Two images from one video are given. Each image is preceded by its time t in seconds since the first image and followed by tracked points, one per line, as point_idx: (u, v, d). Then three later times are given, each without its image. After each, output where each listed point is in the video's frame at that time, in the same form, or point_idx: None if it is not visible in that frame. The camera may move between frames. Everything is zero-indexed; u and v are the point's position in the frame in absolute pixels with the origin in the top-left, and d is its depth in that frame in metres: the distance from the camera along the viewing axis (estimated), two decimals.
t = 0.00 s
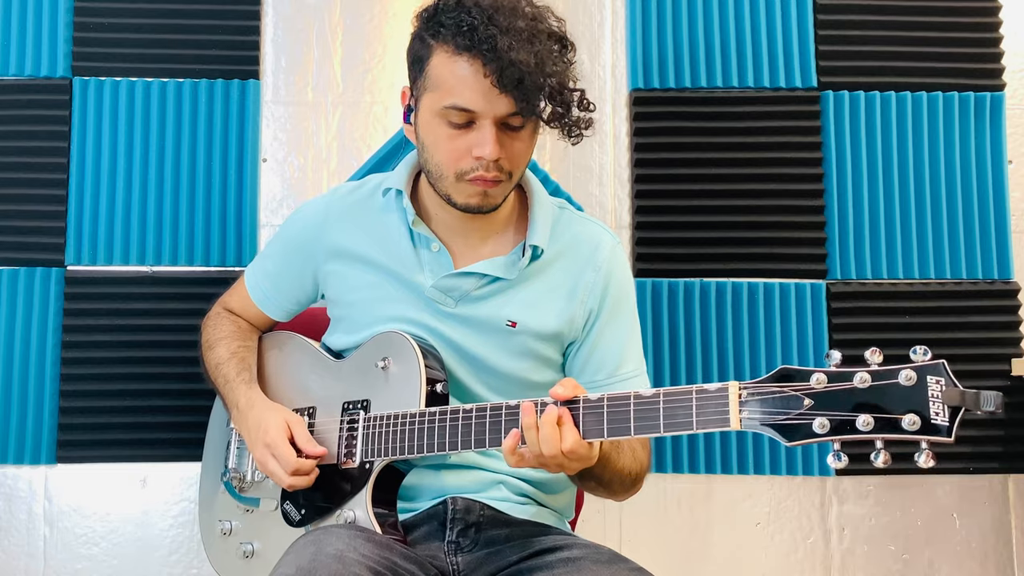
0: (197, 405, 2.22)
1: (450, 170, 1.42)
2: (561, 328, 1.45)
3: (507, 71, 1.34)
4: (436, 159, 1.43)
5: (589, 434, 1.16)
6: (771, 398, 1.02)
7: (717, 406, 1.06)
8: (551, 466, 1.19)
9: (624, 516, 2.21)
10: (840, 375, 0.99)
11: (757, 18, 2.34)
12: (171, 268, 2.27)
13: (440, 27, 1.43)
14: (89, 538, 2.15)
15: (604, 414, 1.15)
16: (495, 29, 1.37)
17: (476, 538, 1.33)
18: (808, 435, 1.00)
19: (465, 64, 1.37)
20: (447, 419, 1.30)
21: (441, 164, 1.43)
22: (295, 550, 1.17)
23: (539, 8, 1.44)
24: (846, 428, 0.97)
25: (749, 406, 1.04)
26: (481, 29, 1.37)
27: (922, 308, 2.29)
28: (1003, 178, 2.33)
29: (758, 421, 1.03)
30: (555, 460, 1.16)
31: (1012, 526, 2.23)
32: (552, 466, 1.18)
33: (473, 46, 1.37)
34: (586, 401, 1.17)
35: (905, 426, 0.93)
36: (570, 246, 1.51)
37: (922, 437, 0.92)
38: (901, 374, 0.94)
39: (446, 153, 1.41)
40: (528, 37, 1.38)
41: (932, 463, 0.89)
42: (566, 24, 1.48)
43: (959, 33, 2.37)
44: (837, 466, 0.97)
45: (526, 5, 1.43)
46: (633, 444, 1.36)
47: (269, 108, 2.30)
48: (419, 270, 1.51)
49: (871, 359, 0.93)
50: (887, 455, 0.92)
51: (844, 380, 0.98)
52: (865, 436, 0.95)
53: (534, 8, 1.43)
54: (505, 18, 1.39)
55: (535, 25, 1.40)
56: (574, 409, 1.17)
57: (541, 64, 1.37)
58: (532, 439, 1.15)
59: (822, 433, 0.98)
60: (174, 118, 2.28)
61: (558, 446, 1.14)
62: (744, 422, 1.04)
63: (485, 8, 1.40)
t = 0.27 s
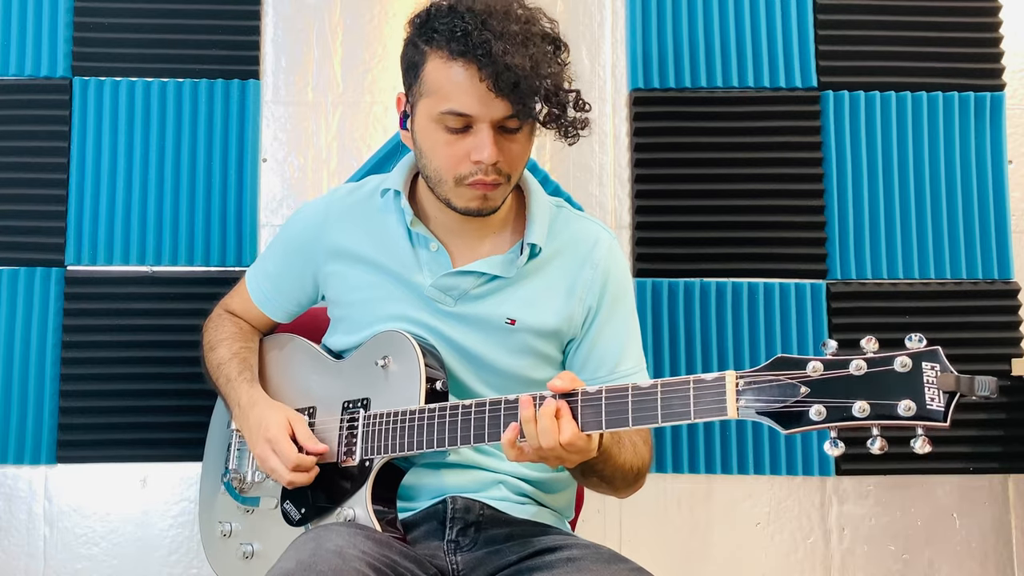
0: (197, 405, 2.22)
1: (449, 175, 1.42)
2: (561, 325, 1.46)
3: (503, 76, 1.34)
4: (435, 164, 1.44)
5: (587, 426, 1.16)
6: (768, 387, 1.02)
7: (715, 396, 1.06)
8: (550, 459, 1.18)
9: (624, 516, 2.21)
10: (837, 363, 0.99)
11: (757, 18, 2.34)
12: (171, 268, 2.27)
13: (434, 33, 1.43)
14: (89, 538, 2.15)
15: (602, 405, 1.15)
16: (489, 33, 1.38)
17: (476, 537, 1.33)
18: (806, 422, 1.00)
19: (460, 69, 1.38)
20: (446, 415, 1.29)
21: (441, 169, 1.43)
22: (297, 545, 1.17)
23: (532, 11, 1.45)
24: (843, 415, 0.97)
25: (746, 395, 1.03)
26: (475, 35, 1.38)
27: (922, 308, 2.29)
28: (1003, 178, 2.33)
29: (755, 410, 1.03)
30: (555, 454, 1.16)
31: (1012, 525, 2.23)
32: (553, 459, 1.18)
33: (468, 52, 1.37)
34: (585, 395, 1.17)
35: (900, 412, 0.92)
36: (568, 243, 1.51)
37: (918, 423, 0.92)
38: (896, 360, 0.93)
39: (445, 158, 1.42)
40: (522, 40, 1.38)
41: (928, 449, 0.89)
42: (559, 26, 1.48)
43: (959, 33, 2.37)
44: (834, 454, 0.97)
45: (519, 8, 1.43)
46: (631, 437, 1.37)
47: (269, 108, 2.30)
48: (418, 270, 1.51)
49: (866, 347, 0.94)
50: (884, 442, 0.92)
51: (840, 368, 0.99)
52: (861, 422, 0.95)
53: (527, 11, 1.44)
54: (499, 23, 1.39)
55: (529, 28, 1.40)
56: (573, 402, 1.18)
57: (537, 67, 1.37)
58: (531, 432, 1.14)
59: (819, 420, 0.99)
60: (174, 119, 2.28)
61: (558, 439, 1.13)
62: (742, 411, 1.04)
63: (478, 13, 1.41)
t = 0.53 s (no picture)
0: (197, 405, 2.22)
1: (445, 171, 1.42)
2: (560, 324, 1.45)
3: (498, 67, 1.34)
4: (431, 160, 1.43)
5: (587, 431, 1.16)
6: (768, 393, 1.02)
7: (715, 402, 1.06)
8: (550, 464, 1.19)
9: (623, 516, 2.21)
10: (838, 369, 0.99)
11: (757, 18, 2.34)
12: (171, 268, 2.27)
13: (427, 28, 1.43)
14: (89, 538, 2.15)
15: (602, 410, 1.15)
16: (483, 26, 1.38)
17: (476, 538, 1.33)
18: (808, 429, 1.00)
19: (454, 62, 1.38)
20: (446, 418, 1.29)
21: (436, 164, 1.43)
22: (295, 551, 1.17)
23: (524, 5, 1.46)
24: (844, 422, 0.97)
25: (747, 401, 1.03)
26: (469, 28, 1.38)
27: (921, 308, 2.29)
28: (1003, 178, 2.32)
29: (757, 416, 1.03)
30: (555, 458, 1.16)
31: (1012, 526, 2.23)
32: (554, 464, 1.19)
33: (462, 44, 1.37)
34: (584, 399, 1.17)
35: (902, 419, 0.92)
36: (566, 243, 1.51)
37: (920, 431, 0.92)
38: (898, 367, 0.94)
39: (440, 153, 1.41)
40: (515, 33, 1.39)
41: (930, 457, 0.89)
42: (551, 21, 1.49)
43: (959, 33, 2.37)
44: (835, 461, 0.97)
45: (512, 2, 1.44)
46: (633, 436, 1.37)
47: (269, 108, 2.30)
48: (417, 271, 1.51)
49: (868, 353, 0.94)
50: (885, 449, 0.91)
51: (841, 374, 0.99)
52: (862, 429, 0.95)
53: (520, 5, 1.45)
54: (492, 16, 1.40)
55: (522, 22, 1.41)
56: (572, 406, 1.18)
57: (530, 59, 1.39)
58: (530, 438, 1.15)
59: (820, 427, 0.99)
60: (174, 119, 2.28)
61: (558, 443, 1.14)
62: (742, 418, 1.03)
63: (471, 7, 1.41)
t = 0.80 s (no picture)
0: (197, 405, 2.22)
1: (439, 164, 1.42)
2: (557, 322, 1.45)
3: (490, 56, 1.35)
4: (425, 154, 1.43)
5: (587, 433, 1.16)
6: (769, 397, 1.02)
7: (715, 406, 1.06)
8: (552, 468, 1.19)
9: (623, 516, 2.21)
10: (838, 372, 0.99)
11: (757, 18, 2.34)
12: (171, 268, 2.27)
13: (418, 21, 1.43)
14: (89, 538, 2.15)
15: (603, 413, 1.15)
16: (474, 16, 1.38)
17: (476, 538, 1.33)
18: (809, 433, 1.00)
19: (446, 54, 1.38)
20: (445, 419, 1.29)
21: (431, 158, 1.43)
22: (294, 551, 1.17)
23: None
24: (845, 425, 0.98)
25: (748, 403, 1.04)
26: (460, 18, 1.38)
27: (921, 308, 2.29)
28: (1003, 177, 2.33)
29: (759, 419, 1.03)
30: (556, 462, 1.17)
31: (1012, 526, 2.23)
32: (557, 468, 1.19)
33: (453, 34, 1.38)
34: (583, 402, 1.17)
35: (904, 423, 0.92)
36: (562, 240, 1.51)
37: (921, 433, 0.92)
38: (899, 370, 0.94)
39: (435, 146, 1.41)
40: (506, 21, 1.39)
41: (931, 459, 0.89)
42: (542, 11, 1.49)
43: (958, 33, 2.37)
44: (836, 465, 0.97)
45: None
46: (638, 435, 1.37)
47: (269, 108, 2.30)
48: (413, 271, 1.51)
49: (868, 356, 0.94)
50: (886, 452, 0.91)
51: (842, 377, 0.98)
52: (863, 433, 0.94)
53: None
54: (482, 5, 1.40)
55: (513, 9, 1.41)
56: (572, 408, 1.18)
57: (522, 46, 1.38)
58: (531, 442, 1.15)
59: (821, 430, 0.99)
60: (174, 119, 2.28)
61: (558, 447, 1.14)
62: (743, 420, 1.04)
63: None
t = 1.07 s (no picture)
0: (197, 405, 2.22)
1: (427, 164, 1.42)
2: (552, 318, 1.45)
3: (471, 52, 1.35)
4: (414, 153, 1.44)
5: (584, 427, 1.16)
6: (765, 385, 1.02)
7: (711, 395, 1.06)
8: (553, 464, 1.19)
9: (623, 516, 2.21)
10: (833, 360, 0.99)
11: (756, 18, 2.34)
12: (171, 268, 2.27)
13: (400, 21, 1.43)
14: (89, 538, 2.15)
15: (599, 406, 1.15)
16: (454, 13, 1.38)
17: (476, 538, 1.33)
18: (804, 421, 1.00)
19: (429, 53, 1.39)
20: (443, 417, 1.29)
21: (419, 158, 1.43)
22: (293, 550, 1.17)
23: None
24: (841, 413, 0.97)
25: (744, 393, 1.04)
26: (440, 16, 1.38)
27: (921, 308, 2.29)
28: (1003, 177, 2.33)
29: (754, 408, 1.03)
30: (554, 457, 1.17)
31: (1012, 526, 2.23)
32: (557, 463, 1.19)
33: (435, 33, 1.38)
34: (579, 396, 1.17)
35: (899, 409, 0.92)
36: (555, 237, 1.51)
37: (917, 420, 0.92)
38: (893, 357, 0.94)
39: (422, 145, 1.42)
40: (487, 16, 1.38)
41: (926, 445, 0.89)
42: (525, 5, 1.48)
43: (958, 33, 2.38)
44: (832, 451, 0.97)
45: None
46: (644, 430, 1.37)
47: (269, 108, 2.30)
48: (407, 271, 1.51)
49: (863, 344, 0.95)
50: (881, 437, 0.92)
51: (837, 364, 0.98)
52: (859, 420, 0.95)
53: None
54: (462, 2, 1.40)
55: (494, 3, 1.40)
56: (569, 401, 1.18)
57: (504, 41, 1.38)
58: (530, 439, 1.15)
59: (816, 418, 0.99)
60: (174, 119, 2.28)
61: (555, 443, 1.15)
62: (739, 410, 1.04)
63: None
